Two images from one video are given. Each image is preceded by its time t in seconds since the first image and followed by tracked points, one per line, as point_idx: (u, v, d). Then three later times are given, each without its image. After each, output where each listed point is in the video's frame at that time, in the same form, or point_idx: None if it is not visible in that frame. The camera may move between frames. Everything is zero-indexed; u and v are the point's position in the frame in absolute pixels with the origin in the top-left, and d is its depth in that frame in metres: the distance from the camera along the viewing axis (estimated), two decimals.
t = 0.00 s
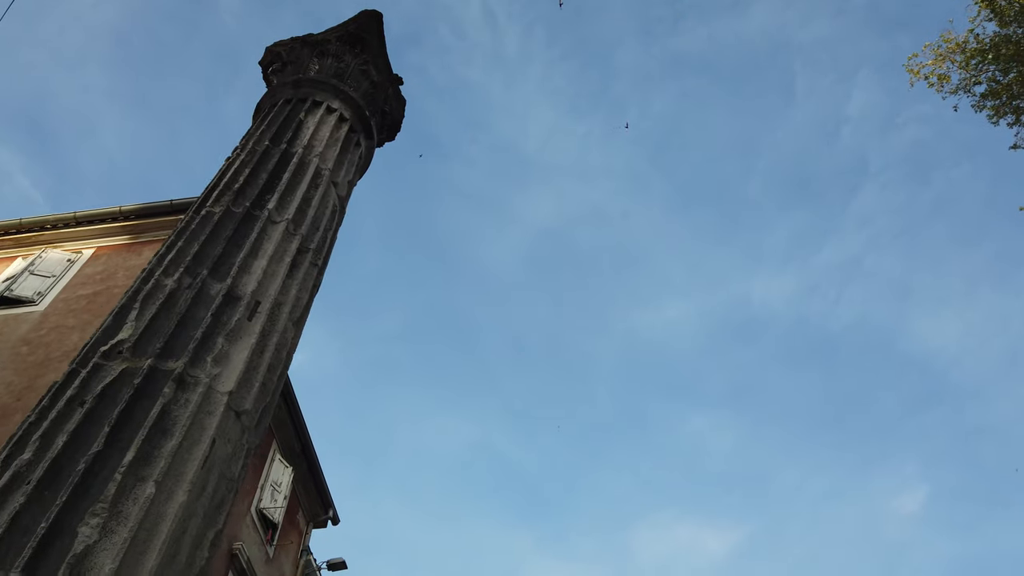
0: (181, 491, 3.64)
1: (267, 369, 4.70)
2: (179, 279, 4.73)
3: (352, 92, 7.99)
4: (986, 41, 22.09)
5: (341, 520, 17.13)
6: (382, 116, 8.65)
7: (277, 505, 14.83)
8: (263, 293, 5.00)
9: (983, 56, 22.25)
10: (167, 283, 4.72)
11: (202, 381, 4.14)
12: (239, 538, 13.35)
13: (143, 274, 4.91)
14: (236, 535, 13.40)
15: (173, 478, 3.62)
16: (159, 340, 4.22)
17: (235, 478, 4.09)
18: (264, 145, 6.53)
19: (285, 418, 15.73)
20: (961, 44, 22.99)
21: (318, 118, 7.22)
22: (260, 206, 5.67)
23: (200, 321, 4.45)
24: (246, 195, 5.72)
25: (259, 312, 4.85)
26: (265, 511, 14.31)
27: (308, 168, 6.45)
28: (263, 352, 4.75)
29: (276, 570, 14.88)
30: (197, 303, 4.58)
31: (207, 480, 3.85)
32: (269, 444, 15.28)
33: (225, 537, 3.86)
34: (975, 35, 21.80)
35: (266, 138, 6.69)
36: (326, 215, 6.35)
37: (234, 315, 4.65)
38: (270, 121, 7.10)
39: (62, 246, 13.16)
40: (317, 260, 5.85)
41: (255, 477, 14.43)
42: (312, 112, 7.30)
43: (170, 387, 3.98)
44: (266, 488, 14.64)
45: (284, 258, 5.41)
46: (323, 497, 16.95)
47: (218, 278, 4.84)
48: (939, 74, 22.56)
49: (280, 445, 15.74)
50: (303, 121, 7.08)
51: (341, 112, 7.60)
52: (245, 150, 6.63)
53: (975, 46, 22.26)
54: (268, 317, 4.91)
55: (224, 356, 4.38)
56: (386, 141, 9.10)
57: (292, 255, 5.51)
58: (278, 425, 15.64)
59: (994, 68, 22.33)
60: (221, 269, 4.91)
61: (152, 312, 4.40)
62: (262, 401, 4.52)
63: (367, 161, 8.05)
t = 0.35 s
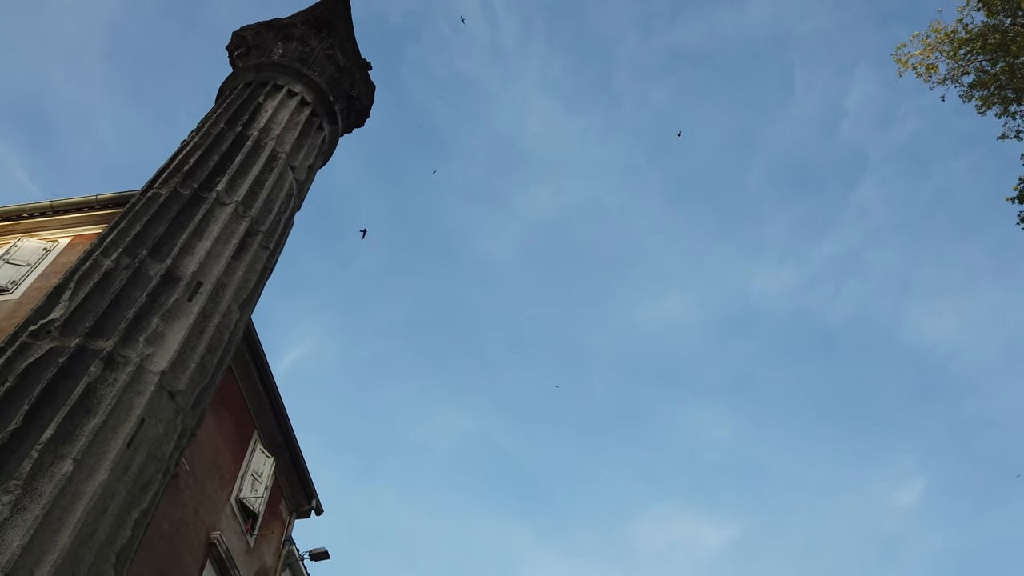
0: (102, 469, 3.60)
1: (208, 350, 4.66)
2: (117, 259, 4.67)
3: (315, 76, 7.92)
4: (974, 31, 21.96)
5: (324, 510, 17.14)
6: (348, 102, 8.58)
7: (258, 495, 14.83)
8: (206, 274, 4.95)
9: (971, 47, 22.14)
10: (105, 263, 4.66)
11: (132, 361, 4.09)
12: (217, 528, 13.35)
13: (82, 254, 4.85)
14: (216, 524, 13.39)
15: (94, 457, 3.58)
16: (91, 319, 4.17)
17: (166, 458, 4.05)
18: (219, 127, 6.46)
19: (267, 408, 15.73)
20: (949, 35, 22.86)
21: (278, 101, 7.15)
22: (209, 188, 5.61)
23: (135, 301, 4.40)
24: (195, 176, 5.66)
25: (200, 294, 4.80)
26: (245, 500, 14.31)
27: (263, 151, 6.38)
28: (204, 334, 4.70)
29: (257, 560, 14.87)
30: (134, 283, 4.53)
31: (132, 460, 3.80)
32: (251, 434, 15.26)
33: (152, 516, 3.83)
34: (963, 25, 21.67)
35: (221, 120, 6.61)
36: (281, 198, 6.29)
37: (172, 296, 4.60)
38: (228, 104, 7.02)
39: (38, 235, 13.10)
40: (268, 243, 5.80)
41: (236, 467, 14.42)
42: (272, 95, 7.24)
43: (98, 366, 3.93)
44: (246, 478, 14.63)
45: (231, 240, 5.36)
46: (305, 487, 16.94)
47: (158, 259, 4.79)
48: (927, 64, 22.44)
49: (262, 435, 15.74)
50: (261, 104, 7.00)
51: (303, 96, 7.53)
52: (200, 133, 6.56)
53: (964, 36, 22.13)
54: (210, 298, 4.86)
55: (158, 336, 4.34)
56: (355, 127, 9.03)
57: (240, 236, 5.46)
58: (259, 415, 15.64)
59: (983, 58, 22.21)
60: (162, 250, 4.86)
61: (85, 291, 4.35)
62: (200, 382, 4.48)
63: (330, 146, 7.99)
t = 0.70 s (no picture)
0: (14, 445, 3.54)
1: (144, 327, 4.59)
2: (49, 233, 4.59)
3: (277, 56, 7.82)
4: (963, 20, 21.85)
5: (306, 500, 17.09)
6: (313, 85, 8.47)
7: (237, 484, 14.77)
8: (143, 251, 4.88)
9: (961, 37, 22.05)
10: (37, 238, 4.57)
11: (56, 337, 4.03)
12: (194, 516, 13.30)
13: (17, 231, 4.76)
14: (192, 512, 13.33)
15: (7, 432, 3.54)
16: (15, 295, 4.10)
17: (90, 435, 3.99)
18: (171, 106, 6.38)
19: (247, 396, 15.67)
20: (940, 24, 22.76)
21: (235, 81, 7.07)
22: (154, 166, 5.53)
23: (63, 277, 4.34)
24: (140, 155, 5.58)
25: (137, 271, 4.74)
26: (223, 489, 14.28)
27: (215, 131, 6.30)
28: (139, 310, 4.63)
29: (236, 549, 14.83)
30: (64, 260, 4.46)
31: (49, 437, 3.75)
32: (230, 422, 15.22)
33: (71, 494, 3.78)
34: (953, 15, 21.55)
35: (174, 99, 6.53)
36: (233, 178, 6.21)
37: (104, 273, 4.54)
38: (183, 83, 6.94)
39: (13, 222, 13.00)
40: (215, 222, 5.72)
41: (214, 455, 14.36)
42: (229, 75, 7.15)
43: (18, 341, 3.87)
44: (225, 467, 14.60)
45: (174, 218, 5.28)
46: (287, 475, 16.90)
47: (92, 236, 4.72)
48: (917, 53, 22.34)
49: (242, 424, 15.68)
50: (217, 83, 6.91)
51: (263, 77, 7.45)
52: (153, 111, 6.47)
53: (953, 25, 22.03)
54: (147, 274, 4.79)
55: (86, 312, 4.27)
56: (321, 110, 8.92)
57: (184, 214, 5.38)
58: (239, 404, 15.60)
59: (973, 48, 22.10)
60: (98, 227, 4.79)
61: (12, 266, 4.27)
62: (132, 359, 4.41)
63: (293, 128, 7.89)
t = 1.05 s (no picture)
0: None
1: (69, 293, 4.78)
2: None
3: (235, 29, 7.69)
4: (953, 5, 21.66)
5: (288, 486, 17.00)
6: (276, 60, 8.34)
7: (216, 469, 14.69)
8: (74, 218, 4.99)
9: (951, 22, 21.87)
10: None
11: None
12: (171, 501, 13.22)
13: None
14: (169, 497, 13.25)
15: None
16: None
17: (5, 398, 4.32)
18: (120, 73, 6.26)
19: (227, 382, 15.58)
20: (930, 10, 22.57)
21: (189, 52, 6.94)
22: (94, 133, 5.44)
23: None
24: (81, 121, 5.48)
25: (65, 238, 4.87)
26: (202, 475, 14.21)
27: (163, 100, 6.18)
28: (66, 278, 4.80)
29: (216, 534, 14.75)
30: None
31: None
32: (210, 408, 15.14)
33: None
34: None
35: (123, 68, 6.41)
36: (182, 148, 6.10)
37: (29, 240, 4.68)
38: (135, 54, 6.82)
39: None
40: (159, 192, 5.66)
41: (192, 440, 14.28)
42: (183, 46, 7.03)
43: None
44: (204, 452, 14.53)
45: (110, 187, 5.26)
46: (269, 461, 16.84)
47: (22, 201, 4.82)
48: (907, 39, 22.16)
49: (222, 409, 15.59)
50: (169, 54, 6.79)
51: (218, 49, 7.33)
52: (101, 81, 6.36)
53: (943, 10, 21.84)
54: (76, 242, 4.89)
55: (8, 281, 4.51)
56: (287, 87, 8.79)
57: (122, 182, 5.35)
58: (219, 390, 15.52)
59: (963, 34, 21.92)
60: (27, 192, 4.86)
61: None
62: (55, 325, 4.65)
63: (253, 103, 7.77)
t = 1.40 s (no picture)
0: None
1: None
2: None
3: None
4: None
5: (266, 471, 16.92)
6: (234, 31, 8.19)
7: (191, 453, 14.57)
8: None
9: (939, 9, 21.78)
10: None
11: None
12: (142, 484, 13.12)
13: None
14: (140, 480, 13.14)
15: None
16: None
17: None
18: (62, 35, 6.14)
19: (201, 365, 15.46)
20: None
21: (138, 18, 6.80)
22: (27, 94, 5.38)
23: None
24: (14, 80, 5.40)
25: None
26: (175, 459, 14.09)
27: (105, 64, 6.08)
28: None
29: (190, 519, 14.66)
30: None
31: None
32: (184, 391, 15.03)
33: None
34: None
35: (66, 31, 6.27)
36: (124, 114, 6.03)
37: None
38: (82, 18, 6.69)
39: None
40: (94, 156, 5.62)
41: (165, 424, 14.17)
42: (132, 13, 6.89)
43: None
44: (178, 436, 14.41)
45: (40, 149, 5.22)
46: (246, 446, 16.76)
47: None
48: (894, 25, 22.06)
49: (196, 393, 15.49)
50: (116, 18, 6.65)
51: (170, 16, 7.18)
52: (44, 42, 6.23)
53: None
54: None
55: None
56: (247, 59, 8.64)
57: (53, 144, 5.30)
58: (193, 374, 15.41)
59: (951, 21, 21.82)
60: None
61: None
62: None
63: (206, 73, 7.63)
